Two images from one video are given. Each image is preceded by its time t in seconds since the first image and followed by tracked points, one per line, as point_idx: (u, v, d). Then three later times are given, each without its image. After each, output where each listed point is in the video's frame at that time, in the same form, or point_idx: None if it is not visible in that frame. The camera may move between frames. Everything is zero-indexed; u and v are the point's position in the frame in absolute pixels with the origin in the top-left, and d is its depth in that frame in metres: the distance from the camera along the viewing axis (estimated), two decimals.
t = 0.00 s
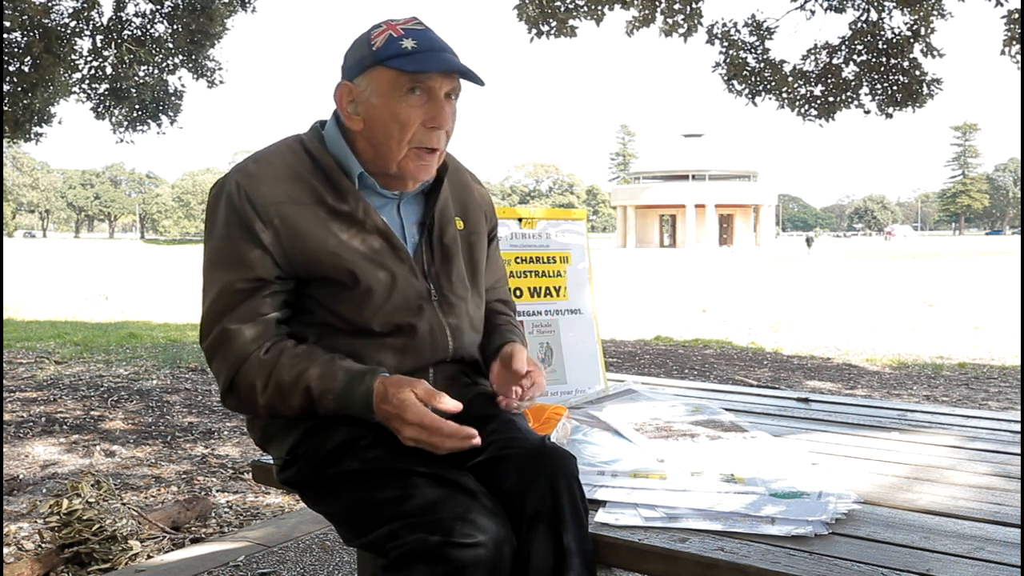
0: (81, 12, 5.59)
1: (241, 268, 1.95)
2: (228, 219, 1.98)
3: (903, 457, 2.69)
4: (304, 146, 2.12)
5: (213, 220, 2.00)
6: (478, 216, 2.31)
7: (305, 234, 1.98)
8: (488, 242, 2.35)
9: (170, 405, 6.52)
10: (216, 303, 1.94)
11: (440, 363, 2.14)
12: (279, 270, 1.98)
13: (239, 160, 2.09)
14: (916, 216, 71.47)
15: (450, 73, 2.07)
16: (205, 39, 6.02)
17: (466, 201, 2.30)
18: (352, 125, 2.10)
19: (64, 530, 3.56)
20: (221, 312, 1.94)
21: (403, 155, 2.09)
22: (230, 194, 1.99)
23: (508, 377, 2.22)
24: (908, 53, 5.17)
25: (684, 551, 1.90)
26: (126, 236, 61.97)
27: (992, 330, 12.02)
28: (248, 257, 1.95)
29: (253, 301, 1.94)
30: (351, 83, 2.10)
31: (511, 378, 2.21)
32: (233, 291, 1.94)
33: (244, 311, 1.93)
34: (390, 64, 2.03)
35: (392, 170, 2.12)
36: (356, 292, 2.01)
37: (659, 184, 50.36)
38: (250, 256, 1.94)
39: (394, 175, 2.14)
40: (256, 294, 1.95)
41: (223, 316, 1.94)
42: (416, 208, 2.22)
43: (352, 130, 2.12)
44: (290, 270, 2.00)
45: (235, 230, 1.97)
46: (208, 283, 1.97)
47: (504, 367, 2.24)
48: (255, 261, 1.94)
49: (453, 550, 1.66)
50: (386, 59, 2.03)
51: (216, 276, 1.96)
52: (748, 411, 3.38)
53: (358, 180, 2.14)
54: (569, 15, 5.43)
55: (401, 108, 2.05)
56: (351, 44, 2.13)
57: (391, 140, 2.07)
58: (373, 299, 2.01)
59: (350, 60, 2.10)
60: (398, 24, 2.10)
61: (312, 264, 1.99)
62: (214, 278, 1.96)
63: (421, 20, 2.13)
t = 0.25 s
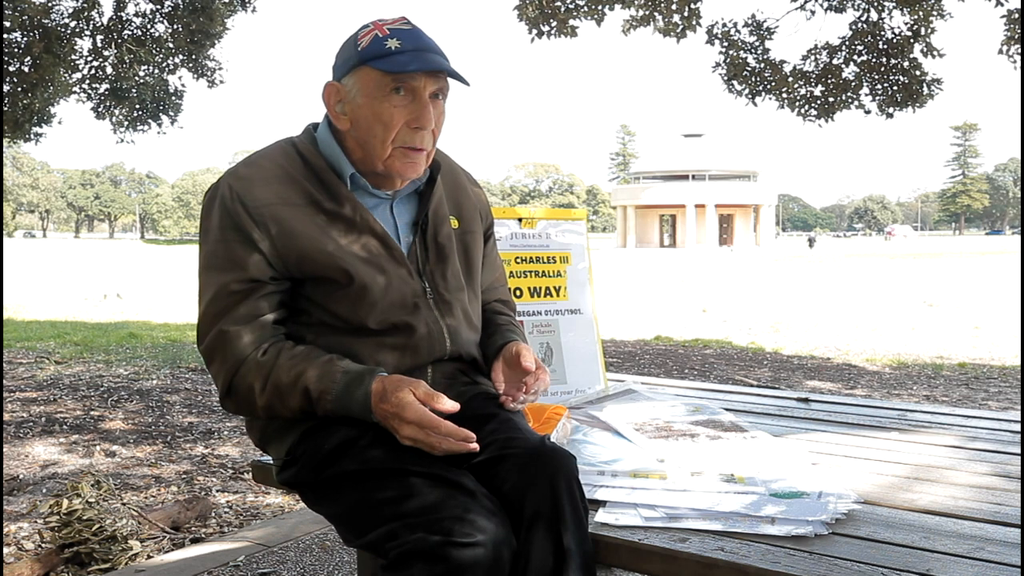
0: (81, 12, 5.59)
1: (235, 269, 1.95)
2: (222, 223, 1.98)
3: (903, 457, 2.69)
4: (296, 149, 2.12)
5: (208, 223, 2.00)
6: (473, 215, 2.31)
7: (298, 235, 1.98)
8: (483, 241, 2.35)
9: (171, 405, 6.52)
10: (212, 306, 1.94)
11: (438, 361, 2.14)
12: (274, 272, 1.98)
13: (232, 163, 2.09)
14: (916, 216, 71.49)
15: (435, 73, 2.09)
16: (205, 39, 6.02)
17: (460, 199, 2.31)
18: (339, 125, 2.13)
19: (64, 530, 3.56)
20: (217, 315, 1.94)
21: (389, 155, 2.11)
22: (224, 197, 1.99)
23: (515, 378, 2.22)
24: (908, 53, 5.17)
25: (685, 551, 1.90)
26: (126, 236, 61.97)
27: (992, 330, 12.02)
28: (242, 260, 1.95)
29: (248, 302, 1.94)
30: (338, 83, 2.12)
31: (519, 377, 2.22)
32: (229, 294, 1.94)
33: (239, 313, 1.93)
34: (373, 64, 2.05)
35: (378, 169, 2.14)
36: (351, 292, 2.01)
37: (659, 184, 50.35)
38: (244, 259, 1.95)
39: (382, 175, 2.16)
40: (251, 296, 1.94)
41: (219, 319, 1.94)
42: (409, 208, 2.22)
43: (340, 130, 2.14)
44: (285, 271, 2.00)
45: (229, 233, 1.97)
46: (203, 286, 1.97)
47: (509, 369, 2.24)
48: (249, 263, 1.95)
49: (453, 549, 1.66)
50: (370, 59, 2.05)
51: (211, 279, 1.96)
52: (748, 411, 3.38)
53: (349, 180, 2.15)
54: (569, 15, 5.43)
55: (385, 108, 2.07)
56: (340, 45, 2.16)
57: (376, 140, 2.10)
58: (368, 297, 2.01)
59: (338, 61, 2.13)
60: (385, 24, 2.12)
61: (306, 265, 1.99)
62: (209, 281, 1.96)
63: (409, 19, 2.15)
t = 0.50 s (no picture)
0: (81, 12, 5.59)
1: (233, 271, 1.95)
2: (220, 224, 1.98)
3: (903, 457, 2.69)
4: (293, 149, 2.12)
5: (205, 225, 2.00)
6: (471, 215, 2.31)
7: (295, 235, 1.98)
8: (481, 241, 2.35)
9: (170, 405, 6.52)
10: (210, 308, 1.94)
11: (437, 360, 2.14)
12: (272, 272, 1.98)
13: (229, 165, 2.10)
14: (916, 215, 71.51)
15: (429, 75, 2.10)
16: (204, 39, 6.02)
17: (458, 199, 2.31)
18: (335, 127, 2.13)
19: (64, 530, 3.56)
20: (215, 316, 1.95)
21: (386, 157, 2.12)
22: (220, 199, 1.99)
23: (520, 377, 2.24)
24: (908, 53, 5.17)
25: (685, 551, 1.90)
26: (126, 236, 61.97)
27: (992, 330, 12.02)
28: (239, 261, 1.95)
29: (247, 302, 1.94)
30: (333, 87, 2.13)
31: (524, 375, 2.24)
32: (227, 294, 1.94)
33: (237, 313, 1.93)
34: (368, 66, 2.06)
35: (375, 171, 2.15)
36: (349, 290, 2.01)
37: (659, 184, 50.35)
38: (241, 260, 1.95)
39: (378, 176, 2.16)
40: (248, 296, 1.94)
41: (218, 320, 1.94)
42: (407, 206, 2.23)
43: (337, 132, 2.15)
44: (283, 271, 2.00)
45: (226, 234, 1.97)
46: (201, 288, 1.97)
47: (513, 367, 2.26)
48: (247, 264, 1.95)
49: (452, 549, 1.66)
50: (365, 61, 2.06)
51: (209, 281, 1.96)
52: (748, 411, 3.38)
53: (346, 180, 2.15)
54: (569, 15, 5.43)
55: (381, 110, 2.08)
56: (334, 48, 2.17)
57: (373, 142, 2.10)
58: (365, 296, 2.01)
59: (333, 64, 2.14)
60: (379, 26, 2.13)
61: (304, 264, 1.99)
62: (207, 282, 1.96)
63: (403, 21, 2.16)
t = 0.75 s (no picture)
0: (81, 12, 5.59)
1: (233, 271, 1.95)
2: (219, 224, 1.98)
3: (903, 457, 2.69)
4: (293, 149, 2.12)
5: (205, 224, 2.01)
6: (471, 216, 2.31)
7: (295, 234, 1.98)
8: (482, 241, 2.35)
9: (170, 405, 6.52)
10: (210, 308, 1.94)
11: (437, 359, 2.14)
12: (273, 272, 1.98)
13: (229, 165, 2.10)
14: (916, 215, 71.52)
15: (427, 72, 2.10)
16: (204, 39, 6.02)
17: (458, 199, 2.31)
18: (334, 125, 2.14)
19: (64, 530, 3.57)
20: (214, 315, 1.94)
21: (384, 154, 2.12)
22: (220, 199, 1.99)
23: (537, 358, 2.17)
24: (908, 53, 5.17)
25: (684, 551, 1.90)
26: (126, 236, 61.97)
27: (992, 330, 12.02)
28: (239, 260, 1.94)
29: (246, 301, 1.93)
30: (333, 85, 2.14)
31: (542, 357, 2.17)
32: (226, 294, 1.93)
33: (236, 313, 1.93)
34: (366, 64, 2.06)
35: (373, 169, 2.15)
36: (349, 289, 2.00)
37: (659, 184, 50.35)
38: (241, 259, 1.94)
39: (377, 175, 2.16)
40: (247, 296, 1.94)
41: (217, 319, 1.94)
42: (407, 206, 2.23)
43: (336, 130, 2.15)
44: (283, 271, 2.00)
45: (226, 233, 1.97)
46: (201, 287, 1.97)
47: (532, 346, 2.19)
48: (246, 263, 1.94)
49: (452, 549, 1.66)
50: (363, 59, 2.06)
51: (209, 281, 1.96)
52: (748, 411, 3.38)
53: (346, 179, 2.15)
54: (569, 15, 5.43)
55: (379, 107, 2.08)
56: (334, 47, 2.18)
57: (371, 139, 2.10)
58: (365, 296, 2.01)
59: (332, 63, 2.15)
60: (378, 25, 2.13)
61: (305, 264, 1.99)
62: (207, 282, 1.96)
63: (402, 19, 2.17)
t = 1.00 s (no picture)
0: (81, 12, 5.59)
1: (233, 270, 1.93)
2: (220, 223, 1.98)
3: (903, 457, 2.69)
4: (296, 149, 2.12)
5: (206, 223, 2.00)
6: (475, 217, 2.32)
7: (297, 234, 1.98)
8: (485, 243, 2.35)
9: (170, 405, 6.52)
10: (209, 305, 1.93)
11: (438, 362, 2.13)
12: (273, 271, 1.97)
13: (230, 165, 2.10)
14: (916, 215, 71.54)
15: (431, 70, 2.11)
16: (204, 39, 6.02)
17: (462, 201, 2.31)
18: (338, 123, 2.13)
19: (64, 530, 3.56)
20: (212, 310, 1.93)
21: (387, 151, 2.11)
22: (222, 198, 1.99)
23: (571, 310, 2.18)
24: (908, 53, 5.17)
25: (684, 551, 1.90)
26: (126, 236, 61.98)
27: (993, 330, 12.02)
28: (240, 258, 1.94)
29: (244, 297, 1.92)
30: (338, 82, 2.14)
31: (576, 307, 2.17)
32: (225, 291, 1.92)
33: (234, 308, 1.91)
34: (371, 61, 2.07)
35: (376, 167, 2.14)
36: (351, 290, 2.00)
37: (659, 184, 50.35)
38: (242, 258, 1.94)
39: (379, 173, 2.16)
40: (247, 293, 1.92)
41: (215, 316, 1.92)
42: (410, 207, 2.23)
43: (339, 128, 2.14)
44: (284, 270, 1.99)
45: (226, 231, 1.96)
46: (199, 285, 1.97)
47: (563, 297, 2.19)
48: (248, 262, 1.93)
49: (453, 550, 1.66)
50: (368, 56, 2.07)
51: (209, 279, 1.95)
52: (748, 411, 3.38)
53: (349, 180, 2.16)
54: (569, 15, 5.43)
55: (382, 104, 2.08)
56: (339, 46, 2.18)
57: (374, 136, 2.10)
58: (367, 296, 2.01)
59: (337, 61, 2.15)
60: (383, 24, 2.14)
61: (306, 263, 1.99)
62: (207, 279, 1.95)
63: (407, 19, 2.18)
